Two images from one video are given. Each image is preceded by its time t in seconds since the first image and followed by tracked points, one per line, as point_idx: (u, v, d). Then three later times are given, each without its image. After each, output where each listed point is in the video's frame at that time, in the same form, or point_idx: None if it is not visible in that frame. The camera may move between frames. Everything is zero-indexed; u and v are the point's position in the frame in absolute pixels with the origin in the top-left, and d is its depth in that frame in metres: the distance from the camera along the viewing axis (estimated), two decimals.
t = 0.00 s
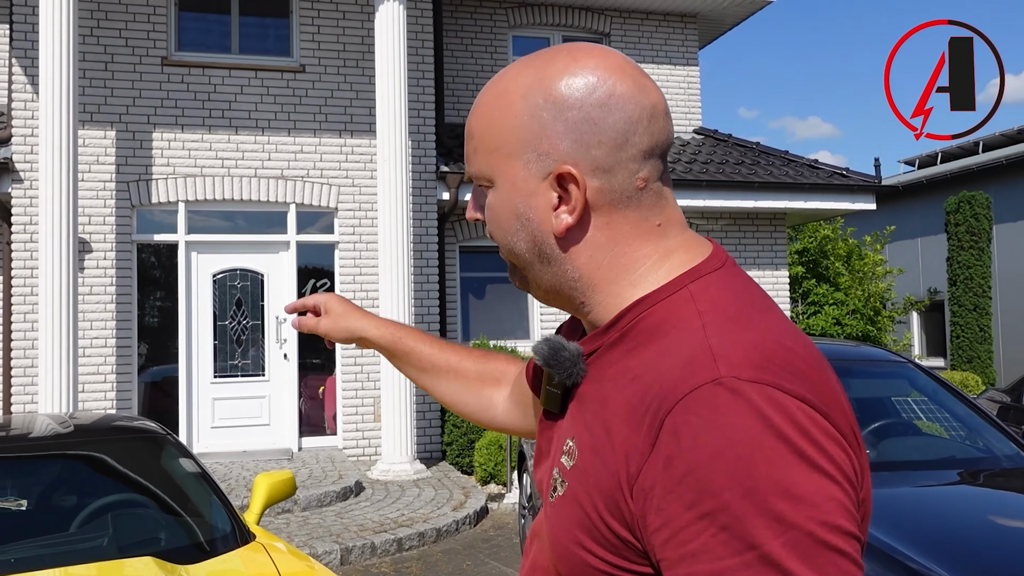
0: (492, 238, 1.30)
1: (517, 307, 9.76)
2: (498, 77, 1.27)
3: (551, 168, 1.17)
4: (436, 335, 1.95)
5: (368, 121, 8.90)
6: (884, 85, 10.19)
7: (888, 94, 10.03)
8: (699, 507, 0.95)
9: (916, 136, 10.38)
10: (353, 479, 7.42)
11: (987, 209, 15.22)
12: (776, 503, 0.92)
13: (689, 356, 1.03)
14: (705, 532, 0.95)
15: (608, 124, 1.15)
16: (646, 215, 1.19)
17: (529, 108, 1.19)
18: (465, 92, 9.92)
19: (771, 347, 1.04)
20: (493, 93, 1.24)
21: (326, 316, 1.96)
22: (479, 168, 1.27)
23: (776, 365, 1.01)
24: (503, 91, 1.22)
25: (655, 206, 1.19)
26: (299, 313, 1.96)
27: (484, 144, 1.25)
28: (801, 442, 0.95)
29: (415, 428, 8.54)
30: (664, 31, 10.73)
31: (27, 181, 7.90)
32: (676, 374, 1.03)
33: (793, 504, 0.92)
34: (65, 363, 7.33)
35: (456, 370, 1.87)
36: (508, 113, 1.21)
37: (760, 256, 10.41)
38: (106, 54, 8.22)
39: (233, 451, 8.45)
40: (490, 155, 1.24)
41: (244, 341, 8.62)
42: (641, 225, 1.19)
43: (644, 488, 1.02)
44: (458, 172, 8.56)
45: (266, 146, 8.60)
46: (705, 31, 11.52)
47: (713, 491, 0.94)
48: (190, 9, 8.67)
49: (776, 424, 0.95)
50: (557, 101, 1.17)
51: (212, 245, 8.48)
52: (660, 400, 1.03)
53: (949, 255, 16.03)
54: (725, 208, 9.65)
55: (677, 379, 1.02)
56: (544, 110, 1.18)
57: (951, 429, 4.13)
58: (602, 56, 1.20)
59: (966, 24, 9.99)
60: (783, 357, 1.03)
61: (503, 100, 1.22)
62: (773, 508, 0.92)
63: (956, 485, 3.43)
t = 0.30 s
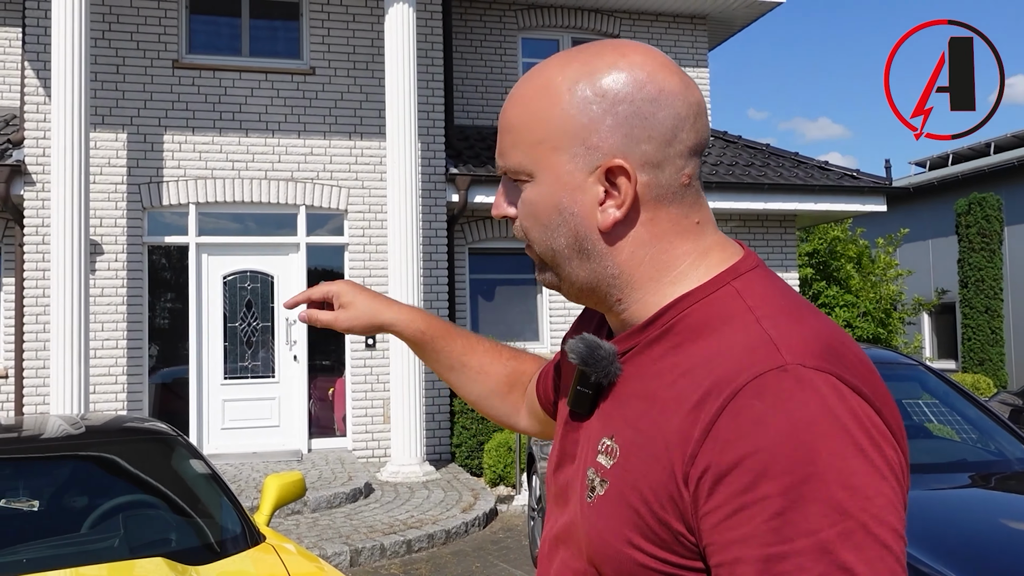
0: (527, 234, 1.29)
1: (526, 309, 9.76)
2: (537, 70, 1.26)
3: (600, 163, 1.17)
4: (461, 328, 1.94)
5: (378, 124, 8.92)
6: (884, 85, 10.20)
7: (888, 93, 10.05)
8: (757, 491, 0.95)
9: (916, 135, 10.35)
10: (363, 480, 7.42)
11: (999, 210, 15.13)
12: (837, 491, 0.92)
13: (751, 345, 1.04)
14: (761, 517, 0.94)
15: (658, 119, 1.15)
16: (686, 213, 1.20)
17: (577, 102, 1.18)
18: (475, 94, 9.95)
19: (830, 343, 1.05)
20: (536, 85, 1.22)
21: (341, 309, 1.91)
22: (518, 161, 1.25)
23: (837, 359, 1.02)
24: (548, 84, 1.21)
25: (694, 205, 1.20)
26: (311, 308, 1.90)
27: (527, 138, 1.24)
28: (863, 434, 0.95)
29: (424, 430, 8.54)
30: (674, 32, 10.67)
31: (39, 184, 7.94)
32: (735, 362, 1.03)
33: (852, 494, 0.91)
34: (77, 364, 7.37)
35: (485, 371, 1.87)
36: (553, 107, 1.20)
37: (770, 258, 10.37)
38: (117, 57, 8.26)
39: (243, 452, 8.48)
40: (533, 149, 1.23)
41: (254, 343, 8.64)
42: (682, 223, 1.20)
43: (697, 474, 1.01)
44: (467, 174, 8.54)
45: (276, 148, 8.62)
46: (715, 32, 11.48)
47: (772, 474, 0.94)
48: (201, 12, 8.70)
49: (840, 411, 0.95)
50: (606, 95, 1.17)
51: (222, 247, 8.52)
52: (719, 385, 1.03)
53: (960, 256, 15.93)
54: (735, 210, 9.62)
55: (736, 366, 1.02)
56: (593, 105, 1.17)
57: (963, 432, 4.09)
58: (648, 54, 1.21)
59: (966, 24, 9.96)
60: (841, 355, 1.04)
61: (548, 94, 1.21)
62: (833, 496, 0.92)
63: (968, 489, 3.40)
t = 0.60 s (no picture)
0: (570, 224, 1.21)
1: (532, 311, 9.75)
2: (572, 57, 1.23)
3: (665, 147, 1.16)
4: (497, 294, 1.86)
5: (384, 126, 8.93)
6: (882, 86, 9.82)
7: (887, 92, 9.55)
8: (798, 488, 0.96)
9: (915, 137, 9.94)
10: (369, 482, 7.43)
11: (1005, 212, 15.08)
12: (876, 487, 0.93)
13: (780, 343, 1.05)
14: (803, 515, 0.96)
15: (706, 111, 1.20)
16: (716, 207, 1.24)
17: (642, 83, 1.17)
18: (481, 96, 9.97)
19: (857, 339, 1.06)
20: (585, 67, 1.19)
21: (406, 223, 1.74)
22: (569, 142, 1.19)
23: (865, 355, 1.03)
24: (600, 68, 1.18)
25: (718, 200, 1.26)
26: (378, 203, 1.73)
27: (580, 119, 1.18)
28: (899, 427, 0.96)
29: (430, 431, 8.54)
30: (681, 34, 10.64)
31: (48, 185, 7.98)
32: (766, 359, 1.04)
33: (893, 489, 0.92)
34: (84, 365, 7.40)
35: (507, 352, 1.85)
36: (612, 89, 1.17)
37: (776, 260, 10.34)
38: (125, 60, 8.30)
39: (249, 453, 8.50)
40: (593, 128, 1.17)
41: (260, 344, 8.67)
42: (713, 217, 1.24)
43: (732, 473, 1.02)
44: (473, 176, 8.53)
45: (284, 149, 8.63)
46: (722, 34, 11.46)
47: (813, 472, 0.95)
48: (208, 14, 8.73)
49: (875, 406, 0.96)
50: (667, 80, 1.17)
51: (229, 248, 8.56)
52: (750, 384, 1.04)
53: (968, 258, 15.85)
54: (741, 211, 9.60)
55: (768, 364, 1.03)
56: (652, 90, 1.17)
57: (970, 434, 4.06)
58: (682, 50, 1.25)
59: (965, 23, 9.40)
60: (868, 352, 1.05)
61: (603, 76, 1.18)
62: (874, 492, 0.93)
63: (976, 491, 3.38)
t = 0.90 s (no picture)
0: (614, 218, 1.17)
1: (534, 312, 9.75)
2: (607, 46, 1.21)
3: (710, 142, 1.17)
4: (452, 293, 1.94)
5: (387, 127, 8.93)
6: (884, 87, 10.13)
7: (887, 94, 9.98)
8: (837, 501, 0.96)
9: (916, 136, 10.24)
10: (372, 483, 7.43)
11: (1008, 213, 15.05)
12: (918, 495, 0.93)
13: (804, 353, 1.05)
14: (844, 529, 0.95)
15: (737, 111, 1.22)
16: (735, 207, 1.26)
17: (688, 75, 1.17)
18: (483, 98, 9.98)
19: (875, 344, 1.06)
20: (632, 56, 1.18)
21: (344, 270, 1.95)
22: (618, 132, 1.16)
23: (888, 361, 1.03)
24: (645, 58, 1.17)
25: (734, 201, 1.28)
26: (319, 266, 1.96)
27: (628, 110, 1.16)
28: (932, 433, 0.96)
29: (433, 432, 8.54)
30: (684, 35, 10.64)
31: (51, 187, 7.99)
32: (790, 369, 1.04)
33: (933, 495, 0.93)
34: (87, 367, 7.41)
35: (473, 338, 1.86)
36: (659, 81, 1.16)
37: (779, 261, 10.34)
38: (129, 62, 8.31)
39: (252, 454, 8.51)
40: (644, 118, 1.15)
41: (263, 345, 8.68)
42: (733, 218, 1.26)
43: (762, 487, 1.02)
44: (476, 177, 8.52)
45: (286, 151, 8.64)
46: (724, 35, 11.46)
47: (853, 484, 0.95)
48: (212, 16, 8.75)
49: (907, 412, 0.96)
50: (707, 76, 1.19)
51: (232, 250, 8.57)
52: (777, 397, 1.03)
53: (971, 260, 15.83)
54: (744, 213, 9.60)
55: (793, 375, 1.03)
56: (697, 84, 1.17)
57: (974, 436, 4.05)
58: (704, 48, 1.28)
59: (966, 23, 9.79)
60: (887, 356, 1.06)
61: (649, 66, 1.17)
62: (915, 500, 0.93)
63: (980, 493, 3.37)
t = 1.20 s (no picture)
0: (635, 216, 1.17)
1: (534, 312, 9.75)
2: (618, 40, 1.21)
3: (721, 138, 1.18)
4: (453, 264, 1.92)
5: (386, 127, 8.94)
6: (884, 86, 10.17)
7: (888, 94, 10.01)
8: (846, 500, 0.96)
9: (916, 136, 10.25)
10: (371, 483, 7.43)
11: (1008, 214, 15.06)
12: (926, 495, 0.93)
13: (814, 353, 1.06)
14: (852, 528, 0.95)
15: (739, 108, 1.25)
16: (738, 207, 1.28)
17: (699, 70, 1.18)
18: (483, 98, 9.98)
19: (884, 346, 1.07)
20: (646, 50, 1.18)
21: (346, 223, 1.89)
22: (640, 125, 1.16)
23: (897, 362, 1.04)
24: (661, 53, 1.18)
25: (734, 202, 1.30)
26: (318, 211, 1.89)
27: (646, 104, 1.16)
28: (940, 434, 0.96)
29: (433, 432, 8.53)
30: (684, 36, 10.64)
31: (51, 187, 7.99)
32: (800, 368, 1.05)
33: (940, 497, 0.93)
34: (87, 367, 7.41)
35: (471, 313, 1.86)
36: (675, 75, 1.17)
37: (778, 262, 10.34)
38: (128, 62, 8.31)
39: (252, 454, 8.51)
40: (662, 112, 1.16)
41: (263, 345, 8.68)
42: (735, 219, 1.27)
43: (772, 487, 1.02)
44: (476, 177, 8.53)
45: (286, 151, 8.64)
46: (724, 36, 11.46)
47: (863, 484, 0.95)
48: (212, 16, 8.75)
49: (917, 413, 0.96)
50: (714, 71, 1.21)
51: (232, 250, 8.57)
52: (787, 396, 1.04)
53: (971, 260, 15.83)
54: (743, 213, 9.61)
55: (804, 373, 1.04)
56: (708, 79, 1.19)
57: (973, 436, 4.05)
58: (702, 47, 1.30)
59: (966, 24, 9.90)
60: (897, 357, 1.06)
61: (665, 59, 1.17)
62: (924, 501, 0.92)
63: (979, 493, 3.37)
